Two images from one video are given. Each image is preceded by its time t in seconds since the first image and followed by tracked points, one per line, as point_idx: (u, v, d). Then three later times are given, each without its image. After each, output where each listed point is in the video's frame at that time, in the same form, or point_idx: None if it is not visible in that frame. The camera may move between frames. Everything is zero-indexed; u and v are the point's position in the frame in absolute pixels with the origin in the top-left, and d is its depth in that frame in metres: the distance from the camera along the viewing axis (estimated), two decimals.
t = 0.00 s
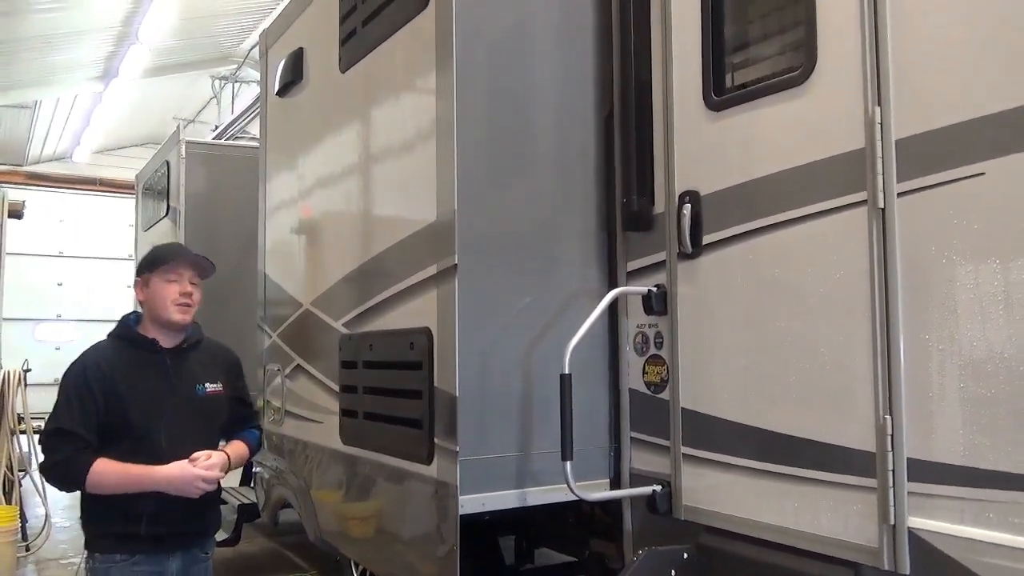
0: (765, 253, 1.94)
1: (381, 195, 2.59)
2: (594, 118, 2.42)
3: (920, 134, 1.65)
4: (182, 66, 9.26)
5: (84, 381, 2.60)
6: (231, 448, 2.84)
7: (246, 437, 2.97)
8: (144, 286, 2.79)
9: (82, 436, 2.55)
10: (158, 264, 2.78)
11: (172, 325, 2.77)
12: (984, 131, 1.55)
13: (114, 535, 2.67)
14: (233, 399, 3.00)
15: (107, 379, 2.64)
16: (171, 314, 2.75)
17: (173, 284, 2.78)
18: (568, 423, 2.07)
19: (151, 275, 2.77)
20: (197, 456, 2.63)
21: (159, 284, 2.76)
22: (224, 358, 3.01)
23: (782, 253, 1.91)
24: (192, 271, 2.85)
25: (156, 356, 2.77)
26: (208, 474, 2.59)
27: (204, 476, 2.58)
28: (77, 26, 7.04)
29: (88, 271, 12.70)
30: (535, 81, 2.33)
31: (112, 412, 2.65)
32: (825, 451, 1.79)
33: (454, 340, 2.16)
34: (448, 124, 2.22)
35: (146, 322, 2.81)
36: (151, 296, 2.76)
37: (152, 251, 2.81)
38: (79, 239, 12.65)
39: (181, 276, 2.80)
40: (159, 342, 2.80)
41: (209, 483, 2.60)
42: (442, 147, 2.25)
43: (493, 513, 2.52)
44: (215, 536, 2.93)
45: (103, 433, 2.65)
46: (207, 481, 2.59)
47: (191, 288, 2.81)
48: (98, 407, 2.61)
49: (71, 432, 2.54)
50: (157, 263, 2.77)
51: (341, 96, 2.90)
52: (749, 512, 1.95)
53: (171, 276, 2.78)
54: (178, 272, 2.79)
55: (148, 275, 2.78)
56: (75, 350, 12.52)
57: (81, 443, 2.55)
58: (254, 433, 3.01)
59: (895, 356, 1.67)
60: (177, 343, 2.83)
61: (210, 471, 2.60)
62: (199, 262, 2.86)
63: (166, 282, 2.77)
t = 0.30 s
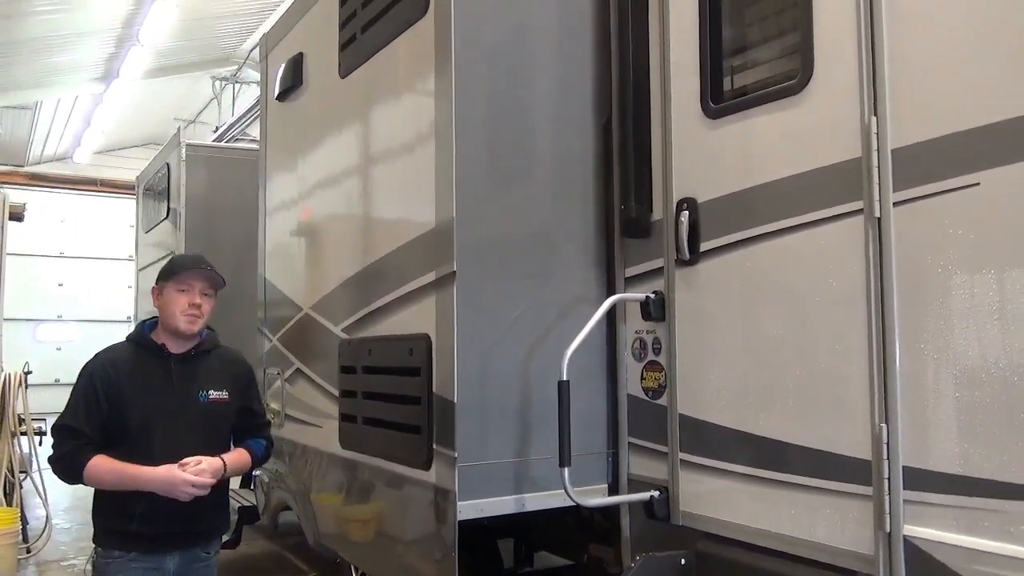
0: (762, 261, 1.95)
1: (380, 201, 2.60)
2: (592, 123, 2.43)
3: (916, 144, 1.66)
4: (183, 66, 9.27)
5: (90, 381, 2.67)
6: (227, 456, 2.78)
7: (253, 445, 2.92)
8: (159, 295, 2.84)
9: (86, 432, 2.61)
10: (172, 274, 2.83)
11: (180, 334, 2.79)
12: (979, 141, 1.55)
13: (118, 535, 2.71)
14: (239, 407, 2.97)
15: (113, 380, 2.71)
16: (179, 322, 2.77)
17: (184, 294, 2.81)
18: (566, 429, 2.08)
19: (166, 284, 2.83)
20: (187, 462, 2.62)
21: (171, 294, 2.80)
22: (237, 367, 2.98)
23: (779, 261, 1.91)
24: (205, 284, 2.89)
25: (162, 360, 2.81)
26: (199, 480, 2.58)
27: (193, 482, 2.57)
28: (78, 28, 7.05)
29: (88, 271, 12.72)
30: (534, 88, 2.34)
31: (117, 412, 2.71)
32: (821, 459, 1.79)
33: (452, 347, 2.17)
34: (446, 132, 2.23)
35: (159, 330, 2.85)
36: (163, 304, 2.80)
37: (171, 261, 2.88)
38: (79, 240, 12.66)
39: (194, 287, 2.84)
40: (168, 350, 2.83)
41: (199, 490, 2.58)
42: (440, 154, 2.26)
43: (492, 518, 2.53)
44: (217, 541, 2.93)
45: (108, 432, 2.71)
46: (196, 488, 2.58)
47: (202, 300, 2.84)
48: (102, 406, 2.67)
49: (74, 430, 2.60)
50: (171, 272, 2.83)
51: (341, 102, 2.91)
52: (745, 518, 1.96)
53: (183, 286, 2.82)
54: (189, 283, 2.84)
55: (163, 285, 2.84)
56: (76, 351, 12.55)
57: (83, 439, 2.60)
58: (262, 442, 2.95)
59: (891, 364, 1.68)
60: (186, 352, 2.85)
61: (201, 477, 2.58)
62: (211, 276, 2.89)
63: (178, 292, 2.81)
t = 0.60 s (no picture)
0: (758, 264, 1.95)
1: (377, 202, 2.60)
2: (589, 125, 2.43)
3: (911, 147, 1.66)
4: (183, 67, 9.27)
5: (90, 380, 2.71)
6: (219, 460, 2.74)
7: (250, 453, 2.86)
8: (162, 300, 2.86)
9: (82, 430, 2.65)
10: (173, 278, 2.84)
11: (179, 339, 2.80)
12: (974, 145, 1.55)
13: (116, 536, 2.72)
14: (238, 413, 2.91)
15: (113, 380, 2.73)
16: (178, 327, 2.78)
17: (184, 299, 2.81)
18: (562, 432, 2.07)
19: (167, 289, 2.83)
20: (175, 465, 2.61)
21: (172, 298, 2.81)
22: (241, 370, 2.94)
23: (774, 264, 1.91)
24: (207, 288, 2.87)
25: (161, 361, 2.82)
26: (184, 484, 2.58)
27: (178, 485, 2.57)
28: (77, 28, 7.05)
29: (88, 271, 12.73)
30: (531, 90, 2.34)
31: (115, 412, 2.73)
32: (817, 463, 1.79)
33: (448, 350, 2.16)
34: (442, 134, 2.23)
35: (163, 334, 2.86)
36: (164, 308, 2.81)
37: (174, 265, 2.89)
38: (79, 240, 12.67)
39: (194, 292, 2.83)
40: (171, 353, 2.84)
41: (183, 494, 2.58)
42: (437, 157, 2.26)
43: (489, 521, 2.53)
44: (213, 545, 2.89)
45: (107, 431, 2.75)
46: (182, 491, 2.58)
47: (201, 305, 2.83)
48: (100, 406, 2.70)
49: (73, 428, 2.65)
50: (172, 277, 2.84)
51: (339, 104, 2.91)
52: (741, 521, 1.96)
53: (183, 290, 2.82)
54: (190, 287, 2.83)
55: (165, 289, 2.85)
56: (75, 351, 12.55)
57: (79, 437, 2.64)
58: (259, 449, 2.88)
59: (886, 368, 1.68)
60: (187, 355, 2.85)
61: (187, 480, 2.58)
62: (212, 280, 2.88)
63: (178, 296, 2.81)
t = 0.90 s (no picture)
0: (753, 265, 1.95)
1: (374, 204, 2.61)
2: (585, 127, 2.43)
3: (905, 149, 1.66)
4: (182, 68, 9.27)
5: (89, 381, 2.71)
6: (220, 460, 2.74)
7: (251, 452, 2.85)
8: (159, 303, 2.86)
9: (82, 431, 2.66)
10: (168, 281, 2.84)
11: (176, 341, 2.80)
12: (968, 147, 1.55)
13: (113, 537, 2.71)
14: (238, 413, 2.91)
15: (112, 382, 2.73)
16: (174, 329, 2.78)
17: (179, 301, 2.81)
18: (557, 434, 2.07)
19: (163, 292, 2.84)
20: (176, 465, 2.61)
21: (167, 301, 2.81)
22: (239, 370, 2.94)
23: (769, 266, 1.91)
24: (202, 290, 2.88)
25: (159, 362, 2.81)
26: (185, 483, 2.58)
27: (179, 485, 2.56)
28: (75, 30, 7.06)
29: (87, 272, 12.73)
30: (527, 91, 2.34)
31: (115, 414, 2.73)
32: (812, 465, 1.79)
33: (444, 351, 2.16)
34: (438, 136, 2.23)
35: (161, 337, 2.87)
36: (160, 312, 2.82)
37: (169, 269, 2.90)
38: (78, 241, 12.67)
39: (189, 294, 2.84)
40: (170, 355, 2.84)
41: (184, 493, 2.58)
42: (432, 158, 2.26)
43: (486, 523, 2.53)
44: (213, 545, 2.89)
45: (107, 432, 2.75)
46: (182, 490, 2.57)
47: (197, 306, 2.83)
48: (100, 407, 2.71)
49: (73, 429, 2.65)
50: (167, 280, 2.84)
51: (336, 105, 2.92)
52: (737, 523, 1.96)
53: (178, 293, 2.83)
54: (185, 289, 2.83)
55: (162, 293, 2.86)
56: (74, 352, 12.56)
57: (79, 439, 2.65)
58: (259, 448, 2.88)
59: (880, 370, 1.68)
60: (186, 357, 2.85)
61: (188, 480, 2.58)
62: (208, 281, 2.88)
63: (174, 299, 2.82)
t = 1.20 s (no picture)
0: (749, 267, 1.95)
1: (371, 205, 2.60)
2: (582, 128, 2.42)
3: (902, 151, 1.66)
4: (181, 69, 9.26)
5: (88, 383, 2.70)
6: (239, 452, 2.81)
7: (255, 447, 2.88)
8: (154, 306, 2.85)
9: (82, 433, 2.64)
10: (161, 283, 2.84)
11: (176, 341, 2.79)
12: (964, 149, 1.55)
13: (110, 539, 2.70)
14: (239, 412, 2.93)
15: (112, 383, 2.72)
16: (172, 330, 2.77)
17: (175, 301, 2.81)
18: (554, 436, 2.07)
19: (157, 295, 2.83)
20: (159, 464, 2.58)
21: (162, 303, 2.81)
22: (238, 371, 2.96)
23: (766, 267, 1.91)
24: (196, 290, 2.87)
25: (156, 364, 2.81)
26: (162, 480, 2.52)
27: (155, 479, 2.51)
28: (75, 30, 7.06)
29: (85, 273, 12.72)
30: (524, 92, 2.34)
31: (115, 416, 2.72)
32: (809, 467, 1.79)
33: (440, 353, 2.16)
34: (435, 137, 2.22)
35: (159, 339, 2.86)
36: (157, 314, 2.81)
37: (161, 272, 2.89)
38: (77, 242, 12.66)
39: (184, 294, 2.83)
40: (170, 357, 2.84)
41: (159, 490, 2.51)
42: (429, 159, 2.25)
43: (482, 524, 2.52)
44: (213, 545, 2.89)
45: (107, 434, 2.73)
46: (159, 487, 2.51)
47: (193, 306, 2.83)
48: (100, 408, 2.69)
49: (72, 432, 2.64)
50: (161, 282, 2.84)
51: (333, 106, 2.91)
52: (734, 526, 1.95)
53: (173, 294, 2.82)
54: (179, 290, 2.83)
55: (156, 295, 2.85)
56: (72, 353, 12.55)
57: (78, 441, 2.63)
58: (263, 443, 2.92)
59: (876, 373, 1.68)
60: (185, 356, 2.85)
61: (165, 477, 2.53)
62: (201, 280, 2.88)
63: (169, 300, 2.81)
